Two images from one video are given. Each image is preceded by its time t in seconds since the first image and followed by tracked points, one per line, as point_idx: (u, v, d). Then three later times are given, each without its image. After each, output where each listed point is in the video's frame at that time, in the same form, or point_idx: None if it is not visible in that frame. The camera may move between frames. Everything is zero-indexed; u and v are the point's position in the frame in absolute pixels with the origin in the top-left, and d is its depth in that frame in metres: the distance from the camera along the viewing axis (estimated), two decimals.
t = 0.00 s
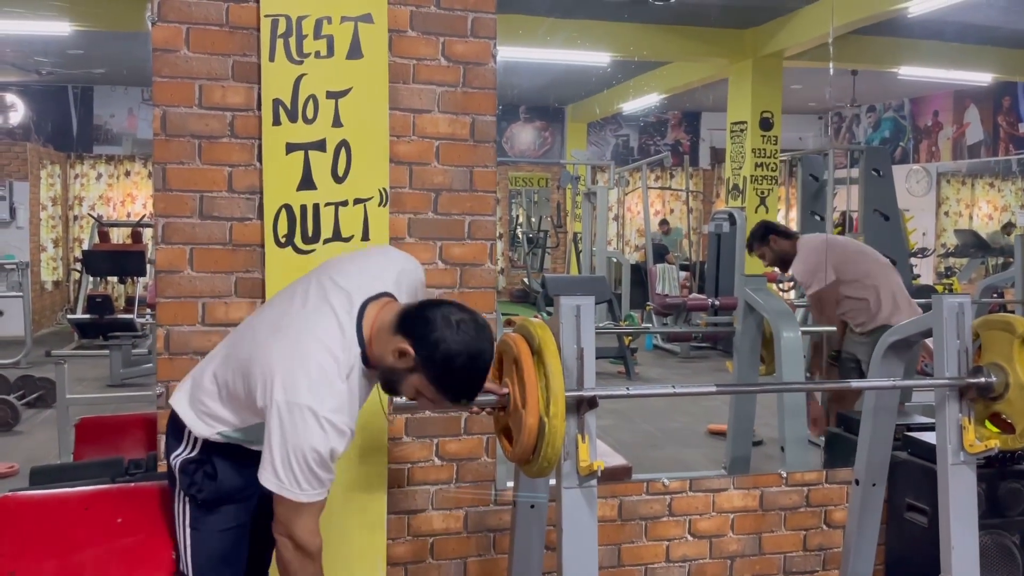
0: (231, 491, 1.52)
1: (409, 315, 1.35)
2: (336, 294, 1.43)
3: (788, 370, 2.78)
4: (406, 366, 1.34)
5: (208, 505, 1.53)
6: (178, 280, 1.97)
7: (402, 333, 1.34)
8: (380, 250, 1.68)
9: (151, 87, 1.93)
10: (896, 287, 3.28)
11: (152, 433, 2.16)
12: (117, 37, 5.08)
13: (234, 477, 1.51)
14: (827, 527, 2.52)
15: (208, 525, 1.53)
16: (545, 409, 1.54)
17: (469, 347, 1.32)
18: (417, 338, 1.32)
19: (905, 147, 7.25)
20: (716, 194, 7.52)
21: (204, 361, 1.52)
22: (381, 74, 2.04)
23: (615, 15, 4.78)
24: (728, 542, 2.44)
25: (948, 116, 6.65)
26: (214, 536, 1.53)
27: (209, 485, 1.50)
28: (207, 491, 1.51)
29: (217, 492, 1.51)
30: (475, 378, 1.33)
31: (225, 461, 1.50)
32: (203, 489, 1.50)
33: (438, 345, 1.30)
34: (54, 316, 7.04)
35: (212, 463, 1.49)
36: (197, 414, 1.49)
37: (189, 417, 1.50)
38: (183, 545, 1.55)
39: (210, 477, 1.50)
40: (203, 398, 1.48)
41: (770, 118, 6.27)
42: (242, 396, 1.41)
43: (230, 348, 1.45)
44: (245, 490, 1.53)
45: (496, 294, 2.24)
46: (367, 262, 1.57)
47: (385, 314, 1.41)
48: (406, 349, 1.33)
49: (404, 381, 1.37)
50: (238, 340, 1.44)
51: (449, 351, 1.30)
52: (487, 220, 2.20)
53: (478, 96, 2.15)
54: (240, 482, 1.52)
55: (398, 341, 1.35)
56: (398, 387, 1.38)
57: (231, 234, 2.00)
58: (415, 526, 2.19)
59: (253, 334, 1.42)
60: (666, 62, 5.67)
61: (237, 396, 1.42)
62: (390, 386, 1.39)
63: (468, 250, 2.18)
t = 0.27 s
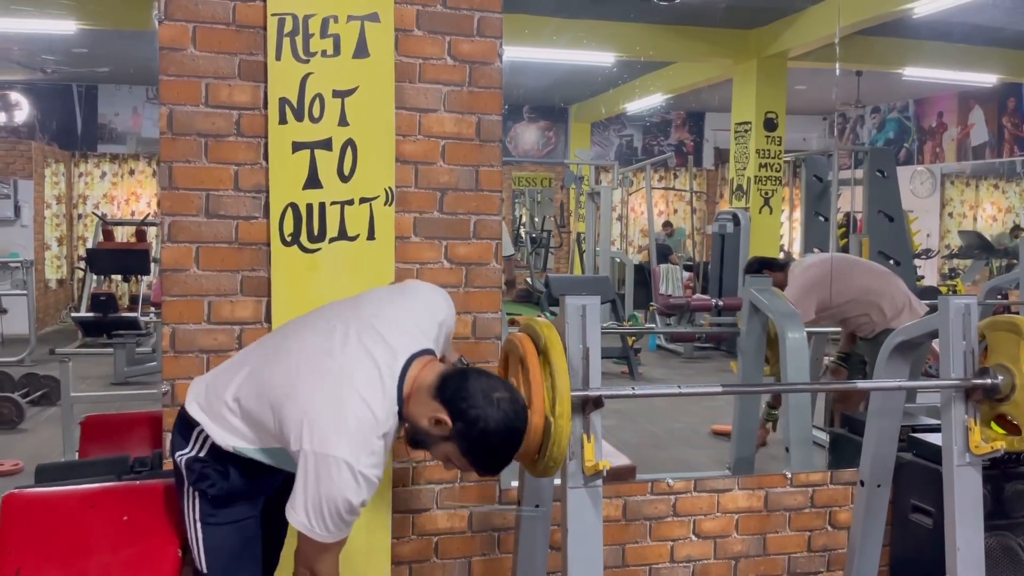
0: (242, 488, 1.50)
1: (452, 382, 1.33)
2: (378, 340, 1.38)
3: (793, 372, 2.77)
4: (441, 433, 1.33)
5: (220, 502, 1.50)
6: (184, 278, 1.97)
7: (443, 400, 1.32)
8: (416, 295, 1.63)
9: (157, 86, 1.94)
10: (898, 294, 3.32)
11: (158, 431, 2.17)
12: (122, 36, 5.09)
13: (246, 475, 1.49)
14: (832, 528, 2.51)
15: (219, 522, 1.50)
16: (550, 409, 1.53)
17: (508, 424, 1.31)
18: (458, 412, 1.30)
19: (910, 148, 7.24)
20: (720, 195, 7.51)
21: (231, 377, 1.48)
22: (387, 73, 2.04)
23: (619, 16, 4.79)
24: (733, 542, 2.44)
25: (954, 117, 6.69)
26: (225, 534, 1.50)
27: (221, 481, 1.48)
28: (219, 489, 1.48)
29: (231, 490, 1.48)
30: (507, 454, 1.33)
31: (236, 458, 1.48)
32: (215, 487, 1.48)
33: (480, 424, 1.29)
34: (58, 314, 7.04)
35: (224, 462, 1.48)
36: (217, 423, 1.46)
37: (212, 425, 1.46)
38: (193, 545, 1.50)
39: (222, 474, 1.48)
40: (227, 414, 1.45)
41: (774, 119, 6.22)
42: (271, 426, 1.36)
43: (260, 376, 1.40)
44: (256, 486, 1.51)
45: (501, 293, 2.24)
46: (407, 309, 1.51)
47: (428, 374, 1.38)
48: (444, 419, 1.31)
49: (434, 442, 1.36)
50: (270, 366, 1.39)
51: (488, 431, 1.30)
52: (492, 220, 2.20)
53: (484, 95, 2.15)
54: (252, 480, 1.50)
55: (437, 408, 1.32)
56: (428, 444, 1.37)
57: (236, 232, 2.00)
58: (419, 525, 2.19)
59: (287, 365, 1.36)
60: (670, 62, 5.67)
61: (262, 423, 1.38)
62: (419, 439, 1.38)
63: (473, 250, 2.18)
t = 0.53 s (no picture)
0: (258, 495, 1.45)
1: (482, 471, 1.24)
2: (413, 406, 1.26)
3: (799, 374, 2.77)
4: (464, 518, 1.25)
5: (237, 509, 1.45)
6: (191, 278, 1.97)
7: (472, 488, 1.23)
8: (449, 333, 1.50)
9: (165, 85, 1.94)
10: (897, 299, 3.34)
11: (164, 431, 2.17)
12: (128, 35, 5.10)
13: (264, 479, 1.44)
14: (838, 529, 2.51)
15: (244, 526, 1.46)
16: (558, 408, 1.53)
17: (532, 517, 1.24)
18: (484, 500, 1.22)
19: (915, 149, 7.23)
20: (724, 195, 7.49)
21: (248, 413, 1.37)
22: (395, 73, 2.04)
23: (624, 16, 4.79)
24: (738, 543, 2.43)
25: (958, 118, 6.71)
26: (245, 542, 1.45)
27: (237, 491, 1.43)
28: (238, 496, 1.43)
29: (252, 495, 1.43)
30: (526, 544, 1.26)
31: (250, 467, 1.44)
32: (235, 495, 1.43)
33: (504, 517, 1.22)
34: (63, 313, 7.05)
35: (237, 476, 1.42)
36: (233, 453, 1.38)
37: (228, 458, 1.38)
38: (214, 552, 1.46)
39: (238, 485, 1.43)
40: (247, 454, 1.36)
41: (779, 120, 6.21)
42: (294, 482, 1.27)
43: (283, 427, 1.29)
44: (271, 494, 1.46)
45: (507, 294, 2.24)
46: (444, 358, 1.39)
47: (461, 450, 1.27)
48: (467, 506, 1.23)
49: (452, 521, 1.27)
50: (292, 418, 1.28)
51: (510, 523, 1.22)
52: (499, 220, 2.20)
53: (490, 95, 2.15)
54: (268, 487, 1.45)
55: (463, 495, 1.23)
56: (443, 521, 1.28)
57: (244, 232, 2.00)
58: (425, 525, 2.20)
59: (311, 423, 1.25)
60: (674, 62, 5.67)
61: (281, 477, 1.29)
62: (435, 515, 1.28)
63: (480, 250, 2.18)
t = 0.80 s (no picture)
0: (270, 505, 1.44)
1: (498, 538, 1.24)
2: (431, 462, 1.22)
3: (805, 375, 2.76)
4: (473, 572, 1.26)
5: (250, 519, 1.44)
6: (199, 278, 1.98)
7: (483, 548, 1.24)
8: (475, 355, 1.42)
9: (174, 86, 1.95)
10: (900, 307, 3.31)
11: (172, 431, 2.17)
12: (135, 37, 5.12)
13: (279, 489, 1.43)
14: (844, 531, 2.51)
15: (259, 535, 1.45)
16: (566, 409, 1.53)
17: None
18: (494, 561, 1.24)
19: (920, 150, 7.22)
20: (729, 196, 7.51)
21: (265, 440, 1.36)
22: (402, 74, 2.05)
23: (630, 18, 4.79)
24: (745, 545, 2.43)
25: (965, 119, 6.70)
26: (257, 550, 1.45)
27: (248, 500, 1.42)
28: (250, 507, 1.43)
29: (265, 508, 1.43)
30: None
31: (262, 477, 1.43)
32: (250, 506, 1.43)
33: None
34: (69, 313, 7.07)
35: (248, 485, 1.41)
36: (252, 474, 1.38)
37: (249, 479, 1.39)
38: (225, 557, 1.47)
39: (248, 494, 1.42)
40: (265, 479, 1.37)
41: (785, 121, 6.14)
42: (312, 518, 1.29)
43: (301, 465, 1.29)
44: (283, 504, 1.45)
45: (514, 294, 2.24)
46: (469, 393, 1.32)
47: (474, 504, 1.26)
48: (476, 563, 1.25)
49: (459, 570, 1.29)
50: (311, 463, 1.28)
51: None
52: (506, 221, 2.20)
53: (497, 96, 2.16)
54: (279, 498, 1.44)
55: (474, 553, 1.24)
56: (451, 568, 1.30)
57: (252, 232, 2.01)
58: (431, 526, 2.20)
59: (329, 473, 1.25)
60: (679, 63, 5.66)
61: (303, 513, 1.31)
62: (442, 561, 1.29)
63: (487, 250, 2.19)
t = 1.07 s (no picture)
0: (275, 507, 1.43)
1: (497, 551, 1.22)
2: (436, 475, 1.22)
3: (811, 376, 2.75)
4: None
5: (253, 521, 1.43)
6: (203, 278, 1.98)
7: (481, 561, 1.22)
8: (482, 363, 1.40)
9: (178, 85, 1.94)
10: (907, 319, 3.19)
11: (176, 431, 2.17)
12: (139, 37, 5.13)
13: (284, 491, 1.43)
14: (850, 533, 2.49)
15: (262, 537, 1.44)
16: (571, 410, 1.52)
17: None
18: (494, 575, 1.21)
19: (925, 150, 7.21)
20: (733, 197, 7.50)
21: (269, 444, 1.35)
22: (406, 74, 2.04)
23: (635, 18, 4.78)
24: (750, 546, 2.42)
25: (968, 119, 6.76)
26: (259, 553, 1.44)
27: (252, 503, 1.42)
28: (254, 509, 1.42)
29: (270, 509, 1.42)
30: None
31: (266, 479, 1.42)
32: (254, 507, 1.42)
33: None
34: (73, 313, 7.05)
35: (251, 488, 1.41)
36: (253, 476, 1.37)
37: (250, 481, 1.38)
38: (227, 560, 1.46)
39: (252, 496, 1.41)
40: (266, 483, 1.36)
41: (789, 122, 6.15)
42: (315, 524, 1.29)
43: (305, 473, 1.29)
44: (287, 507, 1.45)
45: (518, 295, 2.24)
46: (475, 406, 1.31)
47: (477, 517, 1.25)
48: None
49: None
50: (315, 471, 1.27)
51: None
52: (510, 221, 2.19)
53: (502, 96, 2.15)
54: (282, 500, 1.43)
55: (473, 565, 1.22)
56: None
57: (256, 232, 2.00)
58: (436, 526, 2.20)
59: (333, 481, 1.25)
60: (683, 63, 5.64)
61: (304, 518, 1.31)
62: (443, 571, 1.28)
63: (491, 250, 2.18)
